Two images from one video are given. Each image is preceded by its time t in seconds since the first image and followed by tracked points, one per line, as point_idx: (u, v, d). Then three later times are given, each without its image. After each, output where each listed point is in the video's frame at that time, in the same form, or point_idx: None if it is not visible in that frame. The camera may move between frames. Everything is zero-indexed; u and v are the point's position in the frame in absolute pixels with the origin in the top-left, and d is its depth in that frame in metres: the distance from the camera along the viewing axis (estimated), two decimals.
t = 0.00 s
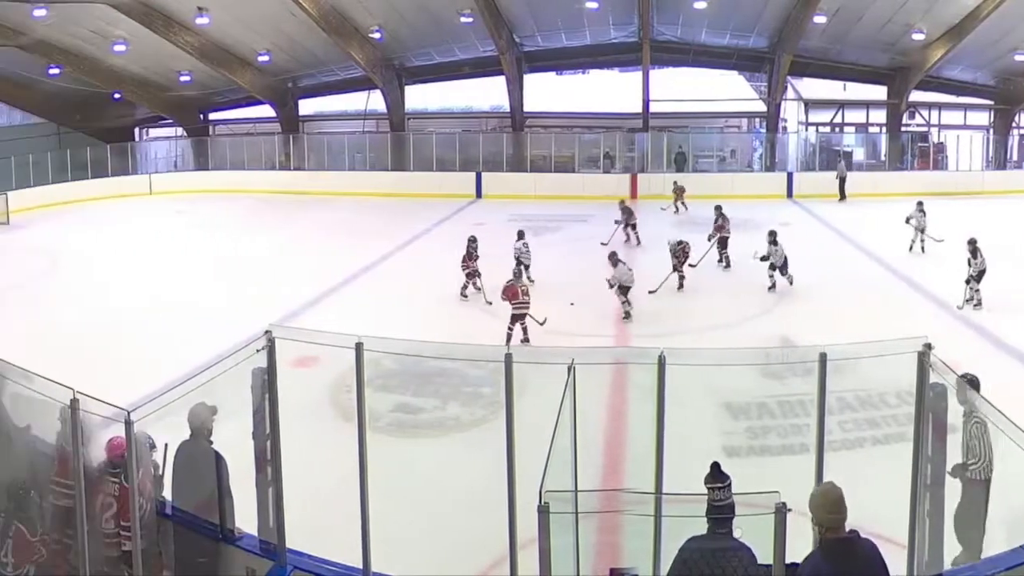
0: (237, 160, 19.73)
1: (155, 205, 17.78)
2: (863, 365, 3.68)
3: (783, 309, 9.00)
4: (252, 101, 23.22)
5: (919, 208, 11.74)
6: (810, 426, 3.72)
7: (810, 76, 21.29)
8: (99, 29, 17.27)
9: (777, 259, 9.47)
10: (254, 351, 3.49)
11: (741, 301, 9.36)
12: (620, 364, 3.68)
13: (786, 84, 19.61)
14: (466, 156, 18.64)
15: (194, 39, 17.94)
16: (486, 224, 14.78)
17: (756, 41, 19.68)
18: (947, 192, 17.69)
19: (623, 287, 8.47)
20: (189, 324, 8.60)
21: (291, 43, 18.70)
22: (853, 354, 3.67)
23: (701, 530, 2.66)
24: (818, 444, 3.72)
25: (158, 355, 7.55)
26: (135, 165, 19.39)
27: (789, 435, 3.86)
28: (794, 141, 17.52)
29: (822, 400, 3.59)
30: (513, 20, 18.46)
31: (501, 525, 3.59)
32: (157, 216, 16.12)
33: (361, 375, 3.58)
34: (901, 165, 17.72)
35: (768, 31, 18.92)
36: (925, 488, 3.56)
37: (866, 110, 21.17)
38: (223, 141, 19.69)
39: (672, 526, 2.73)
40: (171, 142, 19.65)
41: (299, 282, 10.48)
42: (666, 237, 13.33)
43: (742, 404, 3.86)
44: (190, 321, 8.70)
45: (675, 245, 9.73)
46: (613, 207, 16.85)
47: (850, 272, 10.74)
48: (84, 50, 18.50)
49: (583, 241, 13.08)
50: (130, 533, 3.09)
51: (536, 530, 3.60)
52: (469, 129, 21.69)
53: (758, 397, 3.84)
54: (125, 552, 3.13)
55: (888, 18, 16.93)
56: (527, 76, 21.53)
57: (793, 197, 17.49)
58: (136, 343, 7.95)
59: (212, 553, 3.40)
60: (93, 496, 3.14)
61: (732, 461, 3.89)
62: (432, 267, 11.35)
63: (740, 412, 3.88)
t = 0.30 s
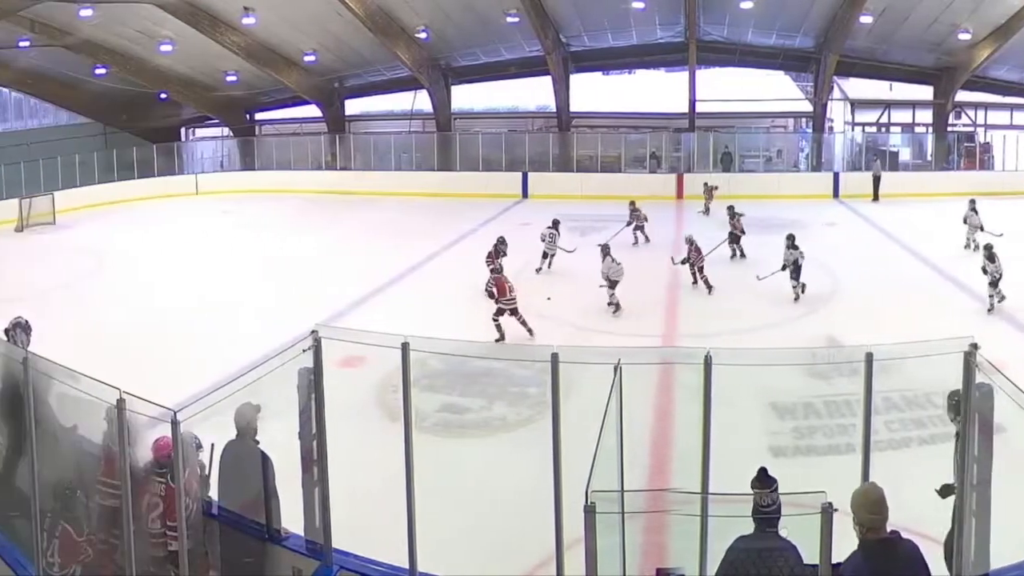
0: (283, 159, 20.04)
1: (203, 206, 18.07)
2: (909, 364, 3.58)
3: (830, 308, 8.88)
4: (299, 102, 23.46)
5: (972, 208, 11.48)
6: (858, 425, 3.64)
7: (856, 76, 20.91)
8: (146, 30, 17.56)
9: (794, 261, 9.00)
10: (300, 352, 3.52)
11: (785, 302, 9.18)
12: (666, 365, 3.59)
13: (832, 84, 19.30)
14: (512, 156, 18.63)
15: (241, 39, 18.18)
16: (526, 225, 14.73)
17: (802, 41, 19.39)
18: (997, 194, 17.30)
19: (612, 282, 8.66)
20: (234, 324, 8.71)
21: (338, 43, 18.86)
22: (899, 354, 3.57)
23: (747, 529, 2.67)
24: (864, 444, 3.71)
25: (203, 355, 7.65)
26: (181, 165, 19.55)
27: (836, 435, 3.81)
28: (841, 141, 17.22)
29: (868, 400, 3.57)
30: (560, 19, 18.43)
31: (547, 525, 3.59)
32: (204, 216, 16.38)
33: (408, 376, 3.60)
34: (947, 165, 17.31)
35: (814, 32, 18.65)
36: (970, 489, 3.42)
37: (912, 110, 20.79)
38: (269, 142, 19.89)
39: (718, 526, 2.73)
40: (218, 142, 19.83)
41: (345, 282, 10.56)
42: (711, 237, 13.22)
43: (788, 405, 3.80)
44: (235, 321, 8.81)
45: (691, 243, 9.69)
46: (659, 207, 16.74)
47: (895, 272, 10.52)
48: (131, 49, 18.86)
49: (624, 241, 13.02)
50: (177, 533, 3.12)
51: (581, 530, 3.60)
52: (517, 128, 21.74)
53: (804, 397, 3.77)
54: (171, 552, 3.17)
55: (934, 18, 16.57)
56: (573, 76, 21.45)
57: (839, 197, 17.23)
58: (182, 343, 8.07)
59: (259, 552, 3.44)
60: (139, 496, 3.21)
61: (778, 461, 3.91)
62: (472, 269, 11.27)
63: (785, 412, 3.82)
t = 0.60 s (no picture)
0: (308, 159, 20.13)
1: (226, 205, 18.22)
2: (933, 365, 3.59)
3: (855, 308, 8.80)
4: (323, 102, 23.56)
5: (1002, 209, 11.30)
6: (882, 426, 3.63)
7: (880, 76, 20.69)
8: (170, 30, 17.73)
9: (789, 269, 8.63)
10: (324, 352, 3.55)
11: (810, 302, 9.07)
12: (691, 364, 3.60)
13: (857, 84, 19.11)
14: (536, 156, 18.60)
15: (264, 39, 18.29)
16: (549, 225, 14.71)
17: (826, 41, 19.24)
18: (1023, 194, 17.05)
19: (591, 279, 8.88)
20: (256, 324, 8.76)
21: (361, 43, 18.93)
22: (923, 355, 3.59)
23: (770, 528, 2.64)
24: (889, 444, 3.64)
25: (224, 355, 7.71)
26: (204, 165, 19.71)
27: (859, 435, 3.73)
28: (864, 141, 17.06)
29: (892, 400, 3.57)
30: (584, 20, 18.38)
31: (572, 523, 3.64)
32: (226, 216, 16.51)
33: (432, 376, 3.66)
34: (970, 165, 17.06)
35: (838, 32, 18.49)
36: (995, 490, 3.52)
37: (936, 110, 20.40)
38: (293, 141, 20.03)
39: (741, 527, 2.68)
40: (242, 142, 20.03)
41: (367, 283, 10.59)
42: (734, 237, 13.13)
43: (811, 404, 3.64)
44: (257, 321, 8.87)
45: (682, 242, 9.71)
46: (682, 207, 16.66)
47: (918, 273, 10.38)
48: (155, 50, 19.03)
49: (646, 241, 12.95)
50: (201, 534, 3.15)
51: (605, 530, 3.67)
52: (541, 128, 21.73)
53: (829, 397, 3.64)
54: (195, 552, 3.20)
55: (958, 17, 16.38)
56: (597, 76, 21.39)
57: (863, 197, 17.08)
58: (203, 342, 8.13)
59: (282, 551, 3.55)
60: (163, 496, 3.22)
61: (802, 462, 3.72)
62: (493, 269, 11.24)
63: (809, 412, 3.65)
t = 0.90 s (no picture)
0: (312, 160, 20.15)
1: (230, 205, 18.24)
2: (941, 364, 3.56)
3: (859, 308, 8.79)
4: (326, 102, 23.59)
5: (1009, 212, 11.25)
6: (885, 426, 3.61)
7: (884, 75, 20.68)
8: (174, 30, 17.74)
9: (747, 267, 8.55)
10: (328, 352, 3.52)
11: (815, 303, 9.05)
12: (694, 364, 3.57)
13: (860, 84, 19.07)
14: (539, 156, 18.59)
15: (267, 39, 18.29)
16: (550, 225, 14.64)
17: (830, 40, 19.21)
18: None
19: (545, 272, 9.36)
20: (259, 324, 8.76)
21: (364, 43, 18.93)
22: (931, 355, 3.55)
23: (772, 529, 2.63)
24: (894, 445, 3.61)
25: (227, 355, 7.71)
26: (208, 166, 19.73)
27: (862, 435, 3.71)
28: (869, 141, 17.05)
29: (897, 400, 3.54)
30: (586, 20, 18.36)
31: (575, 528, 3.63)
32: (229, 216, 16.52)
33: (436, 376, 3.64)
34: (975, 165, 17.08)
35: (842, 31, 18.47)
36: (1000, 488, 3.48)
37: (940, 110, 20.48)
38: (297, 142, 20.09)
39: (745, 528, 2.66)
40: (245, 142, 20.10)
41: (370, 283, 10.58)
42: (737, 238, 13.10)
43: (815, 405, 3.66)
44: (260, 322, 8.87)
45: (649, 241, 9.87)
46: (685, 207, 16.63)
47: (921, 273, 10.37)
48: (158, 50, 19.05)
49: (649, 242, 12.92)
50: (205, 534, 3.15)
51: (609, 530, 3.62)
52: (544, 128, 21.73)
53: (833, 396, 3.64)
54: (199, 552, 3.20)
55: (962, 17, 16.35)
56: (601, 76, 21.38)
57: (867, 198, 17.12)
58: (205, 342, 8.14)
59: (286, 551, 3.52)
60: (166, 496, 3.22)
61: (806, 462, 3.76)
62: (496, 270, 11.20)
63: (813, 413, 3.68)
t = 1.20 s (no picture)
0: (299, 160, 20.11)
1: (217, 205, 18.17)
2: (928, 364, 3.59)
3: (847, 308, 8.84)
4: (314, 102, 23.54)
5: (994, 214, 11.29)
6: (872, 424, 3.66)
7: (871, 75, 20.80)
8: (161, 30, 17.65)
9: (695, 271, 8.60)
10: (315, 351, 3.52)
11: (803, 302, 9.10)
12: (681, 364, 3.58)
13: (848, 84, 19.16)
14: (526, 156, 18.61)
15: (254, 40, 18.23)
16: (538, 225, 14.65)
17: (817, 40, 19.29)
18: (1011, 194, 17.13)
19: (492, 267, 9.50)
20: (246, 324, 8.74)
21: (351, 43, 18.89)
22: (919, 355, 3.58)
23: (758, 530, 2.64)
24: (880, 444, 3.68)
25: (215, 355, 7.69)
26: (194, 165, 19.64)
27: (850, 435, 3.69)
28: (856, 141, 17.13)
29: (882, 400, 3.58)
30: (573, 20, 18.38)
31: (561, 528, 3.66)
32: (216, 216, 16.45)
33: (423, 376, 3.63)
34: (962, 166, 17.11)
35: (829, 31, 18.56)
36: (987, 488, 3.46)
37: (927, 110, 20.57)
38: (283, 141, 20.00)
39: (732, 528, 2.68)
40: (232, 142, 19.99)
41: (358, 283, 10.57)
42: (725, 238, 13.16)
43: (802, 404, 3.67)
44: (247, 321, 8.84)
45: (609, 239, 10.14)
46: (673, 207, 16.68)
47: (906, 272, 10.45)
48: (145, 50, 18.96)
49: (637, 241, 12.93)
50: (192, 534, 3.13)
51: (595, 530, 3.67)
52: (531, 128, 21.71)
53: (819, 396, 3.66)
54: (186, 552, 3.19)
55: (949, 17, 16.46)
56: (588, 76, 21.41)
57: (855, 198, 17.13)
58: (193, 342, 8.11)
59: (272, 552, 3.49)
60: (154, 495, 3.22)
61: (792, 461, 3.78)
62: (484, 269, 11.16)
63: (800, 413, 3.68)
